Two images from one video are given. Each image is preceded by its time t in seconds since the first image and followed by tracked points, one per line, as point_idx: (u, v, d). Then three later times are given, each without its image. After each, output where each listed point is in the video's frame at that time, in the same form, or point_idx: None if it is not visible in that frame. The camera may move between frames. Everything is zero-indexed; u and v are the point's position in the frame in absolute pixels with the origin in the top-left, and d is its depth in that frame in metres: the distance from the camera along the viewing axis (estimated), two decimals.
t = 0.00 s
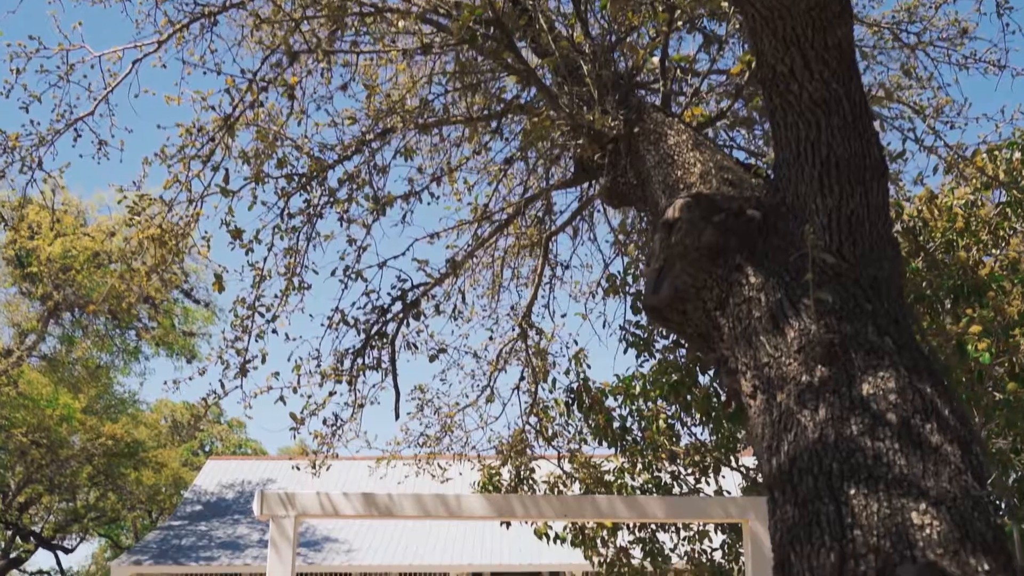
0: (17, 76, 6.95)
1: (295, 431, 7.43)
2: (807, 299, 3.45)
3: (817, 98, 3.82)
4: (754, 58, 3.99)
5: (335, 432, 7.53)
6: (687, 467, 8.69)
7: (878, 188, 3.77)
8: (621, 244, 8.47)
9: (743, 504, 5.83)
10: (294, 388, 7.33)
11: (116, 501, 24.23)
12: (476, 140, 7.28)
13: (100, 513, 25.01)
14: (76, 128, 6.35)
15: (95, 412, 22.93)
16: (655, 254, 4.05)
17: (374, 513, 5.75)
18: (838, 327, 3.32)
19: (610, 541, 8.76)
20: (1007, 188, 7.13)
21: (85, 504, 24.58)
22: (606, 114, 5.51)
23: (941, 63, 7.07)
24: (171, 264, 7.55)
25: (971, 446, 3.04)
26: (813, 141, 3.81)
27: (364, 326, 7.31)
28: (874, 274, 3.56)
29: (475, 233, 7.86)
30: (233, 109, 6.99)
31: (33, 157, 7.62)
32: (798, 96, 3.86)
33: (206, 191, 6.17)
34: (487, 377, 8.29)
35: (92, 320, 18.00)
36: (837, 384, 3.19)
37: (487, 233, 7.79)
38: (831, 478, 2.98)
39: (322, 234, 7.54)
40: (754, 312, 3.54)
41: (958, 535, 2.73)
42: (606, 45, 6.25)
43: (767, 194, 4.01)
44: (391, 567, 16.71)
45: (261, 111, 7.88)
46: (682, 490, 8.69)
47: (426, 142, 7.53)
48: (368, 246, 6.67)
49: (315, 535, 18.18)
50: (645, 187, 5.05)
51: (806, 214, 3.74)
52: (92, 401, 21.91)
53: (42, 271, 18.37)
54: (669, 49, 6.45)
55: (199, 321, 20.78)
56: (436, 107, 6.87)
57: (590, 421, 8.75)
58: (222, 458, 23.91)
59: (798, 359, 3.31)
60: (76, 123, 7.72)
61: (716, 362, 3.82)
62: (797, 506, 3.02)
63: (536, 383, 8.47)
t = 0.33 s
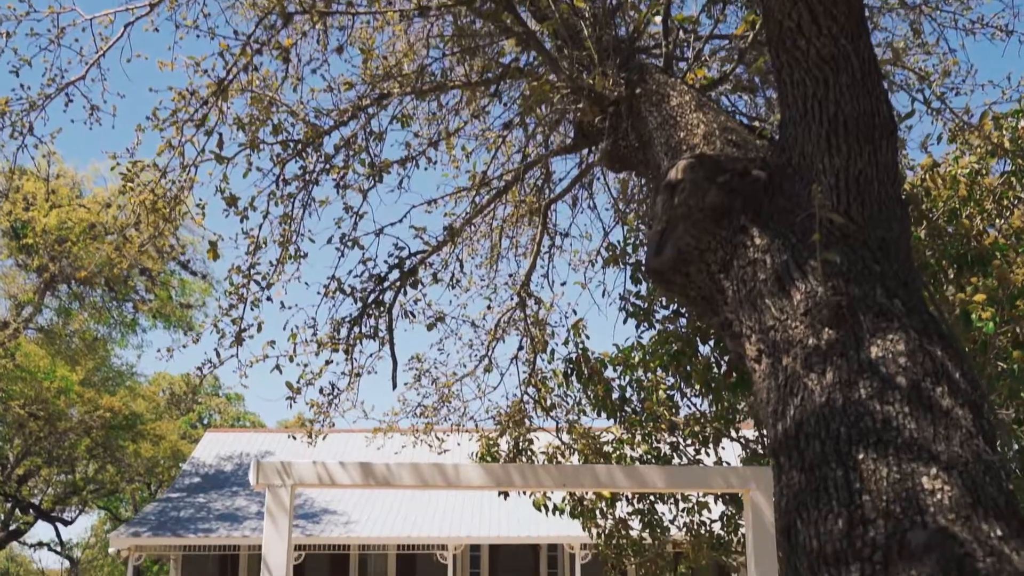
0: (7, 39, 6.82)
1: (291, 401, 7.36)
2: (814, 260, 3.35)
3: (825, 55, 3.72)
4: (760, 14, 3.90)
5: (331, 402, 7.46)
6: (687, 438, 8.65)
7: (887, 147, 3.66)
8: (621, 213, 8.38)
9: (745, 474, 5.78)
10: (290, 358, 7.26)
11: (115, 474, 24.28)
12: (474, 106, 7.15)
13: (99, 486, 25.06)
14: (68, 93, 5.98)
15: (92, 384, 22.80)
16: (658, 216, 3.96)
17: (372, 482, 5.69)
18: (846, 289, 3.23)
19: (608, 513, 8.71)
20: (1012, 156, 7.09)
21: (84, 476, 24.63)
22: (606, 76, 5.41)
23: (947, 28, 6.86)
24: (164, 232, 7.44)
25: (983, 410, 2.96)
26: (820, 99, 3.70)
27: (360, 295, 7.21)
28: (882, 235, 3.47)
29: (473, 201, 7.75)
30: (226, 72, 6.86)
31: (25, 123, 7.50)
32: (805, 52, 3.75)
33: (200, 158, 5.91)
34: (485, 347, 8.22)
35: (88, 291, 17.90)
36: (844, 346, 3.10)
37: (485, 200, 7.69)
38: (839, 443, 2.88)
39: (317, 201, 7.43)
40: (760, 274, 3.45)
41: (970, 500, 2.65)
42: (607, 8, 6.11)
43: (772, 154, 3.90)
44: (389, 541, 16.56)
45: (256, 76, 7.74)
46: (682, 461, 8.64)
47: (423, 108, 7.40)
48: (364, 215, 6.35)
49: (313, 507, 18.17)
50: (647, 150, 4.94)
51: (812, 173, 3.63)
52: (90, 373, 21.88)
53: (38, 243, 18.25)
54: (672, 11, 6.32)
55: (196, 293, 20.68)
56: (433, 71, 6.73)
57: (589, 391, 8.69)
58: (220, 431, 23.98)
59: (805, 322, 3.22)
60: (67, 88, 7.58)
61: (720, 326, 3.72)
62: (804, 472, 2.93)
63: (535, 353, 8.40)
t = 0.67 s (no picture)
0: None
1: (288, 370, 7.30)
2: (821, 222, 3.25)
3: (834, 11, 3.58)
4: None
5: (327, 371, 7.40)
6: (687, 409, 8.60)
7: (896, 107, 3.55)
8: (621, 182, 8.29)
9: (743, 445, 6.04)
10: (286, 326, 7.19)
11: (114, 447, 24.27)
12: (473, 71, 7.05)
13: (97, 458, 25.02)
14: (59, 57, 5.98)
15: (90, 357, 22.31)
16: (660, 178, 3.87)
17: (369, 452, 5.88)
18: (854, 252, 3.13)
19: (607, 484, 8.64)
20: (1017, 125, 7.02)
21: (83, 449, 24.63)
22: (606, 38, 5.33)
23: None
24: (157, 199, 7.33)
25: (994, 374, 2.89)
26: (829, 56, 3.59)
27: (356, 263, 7.13)
28: (891, 196, 3.37)
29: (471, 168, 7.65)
30: (219, 35, 6.72)
31: (16, 89, 7.36)
32: (813, 8, 3.62)
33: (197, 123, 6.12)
34: (484, 316, 8.15)
35: (86, 263, 17.79)
36: (852, 309, 3.00)
37: (484, 167, 7.58)
38: (847, 407, 2.80)
39: (313, 168, 7.33)
40: (765, 236, 3.36)
41: (983, 466, 2.58)
42: None
43: (778, 114, 3.79)
44: (387, 513, 16.55)
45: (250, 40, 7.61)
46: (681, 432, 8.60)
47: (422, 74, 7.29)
48: (360, 181, 6.55)
49: (311, 480, 18.16)
50: (649, 112, 4.84)
51: (820, 132, 3.53)
52: (88, 346, 21.80)
53: (33, 214, 18.10)
54: None
55: (193, 265, 20.58)
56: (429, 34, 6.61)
57: (588, 362, 8.61)
58: (218, 403, 23.97)
59: (812, 285, 3.13)
60: (59, 53, 7.44)
61: (723, 290, 3.63)
62: (810, 438, 2.85)
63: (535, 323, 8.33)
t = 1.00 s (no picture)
0: None
1: (284, 340, 7.22)
2: (829, 182, 3.16)
3: None
4: None
5: (324, 341, 7.34)
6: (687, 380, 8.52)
7: (908, 65, 3.44)
8: (621, 151, 8.19)
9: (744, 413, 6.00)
10: (282, 296, 7.12)
11: (112, 420, 24.23)
12: (472, 36, 6.93)
13: (96, 431, 24.98)
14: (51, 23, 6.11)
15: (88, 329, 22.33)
16: (662, 139, 3.77)
17: (365, 421, 5.82)
18: (863, 213, 3.05)
19: (605, 455, 8.61)
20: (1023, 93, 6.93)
21: (82, 423, 24.63)
22: None
23: None
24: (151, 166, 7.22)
25: (1007, 338, 2.81)
26: (838, 13, 3.47)
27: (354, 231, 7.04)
28: (901, 156, 3.27)
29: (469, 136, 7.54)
30: None
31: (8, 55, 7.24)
32: None
33: (191, 89, 6.11)
34: (482, 286, 8.08)
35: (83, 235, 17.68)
36: (862, 272, 2.91)
37: (482, 134, 7.47)
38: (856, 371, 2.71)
39: (310, 135, 7.23)
40: (771, 198, 3.26)
41: (997, 432, 2.50)
42: None
43: (785, 73, 3.69)
44: (386, 486, 16.53)
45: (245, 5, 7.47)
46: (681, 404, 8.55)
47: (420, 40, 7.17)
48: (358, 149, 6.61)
49: (310, 453, 18.13)
50: (652, 74, 4.73)
51: (828, 92, 3.42)
52: (85, 319, 21.73)
53: (29, 186, 17.95)
54: None
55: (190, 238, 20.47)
56: None
57: (588, 333, 8.54)
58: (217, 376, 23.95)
59: (820, 248, 3.04)
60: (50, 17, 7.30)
61: (727, 255, 3.54)
62: (818, 403, 2.77)
63: (534, 294, 8.25)
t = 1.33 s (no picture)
0: None
1: (280, 310, 7.14)
2: (837, 142, 3.07)
3: None
4: None
5: (321, 311, 7.28)
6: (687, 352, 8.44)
7: (920, 22, 3.33)
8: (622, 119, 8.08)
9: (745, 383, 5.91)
10: (278, 265, 7.04)
11: (111, 393, 24.20)
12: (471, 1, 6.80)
13: (95, 405, 24.93)
14: None
15: (86, 302, 22.28)
16: (665, 100, 3.67)
17: (362, 392, 5.73)
18: (873, 173, 2.96)
19: (604, 428, 8.56)
20: None
21: (81, 396, 24.62)
22: None
23: None
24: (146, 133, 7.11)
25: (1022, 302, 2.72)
26: None
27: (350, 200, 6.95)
28: (912, 115, 3.17)
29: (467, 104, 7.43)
30: None
31: None
32: None
33: (187, 55, 6.47)
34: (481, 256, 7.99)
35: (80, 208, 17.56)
36: (871, 234, 2.82)
37: (481, 101, 7.36)
38: (866, 334, 2.63)
39: (306, 102, 7.12)
40: (778, 159, 3.16)
41: (1011, 397, 2.43)
42: None
43: (792, 33, 3.58)
44: (385, 459, 16.49)
45: None
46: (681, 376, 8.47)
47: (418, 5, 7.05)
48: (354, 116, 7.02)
49: (308, 426, 18.10)
50: (655, 36, 4.60)
51: (837, 51, 3.33)
52: (83, 292, 21.65)
53: (24, 158, 17.80)
54: None
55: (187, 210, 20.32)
56: None
57: (587, 305, 8.46)
58: (216, 350, 23.90)
59: (828, 210, 2.95)
60: None
61: (732, 218, 3.44)
62: (826, 367, 2.69)
63: (532, 265, 8.16)
